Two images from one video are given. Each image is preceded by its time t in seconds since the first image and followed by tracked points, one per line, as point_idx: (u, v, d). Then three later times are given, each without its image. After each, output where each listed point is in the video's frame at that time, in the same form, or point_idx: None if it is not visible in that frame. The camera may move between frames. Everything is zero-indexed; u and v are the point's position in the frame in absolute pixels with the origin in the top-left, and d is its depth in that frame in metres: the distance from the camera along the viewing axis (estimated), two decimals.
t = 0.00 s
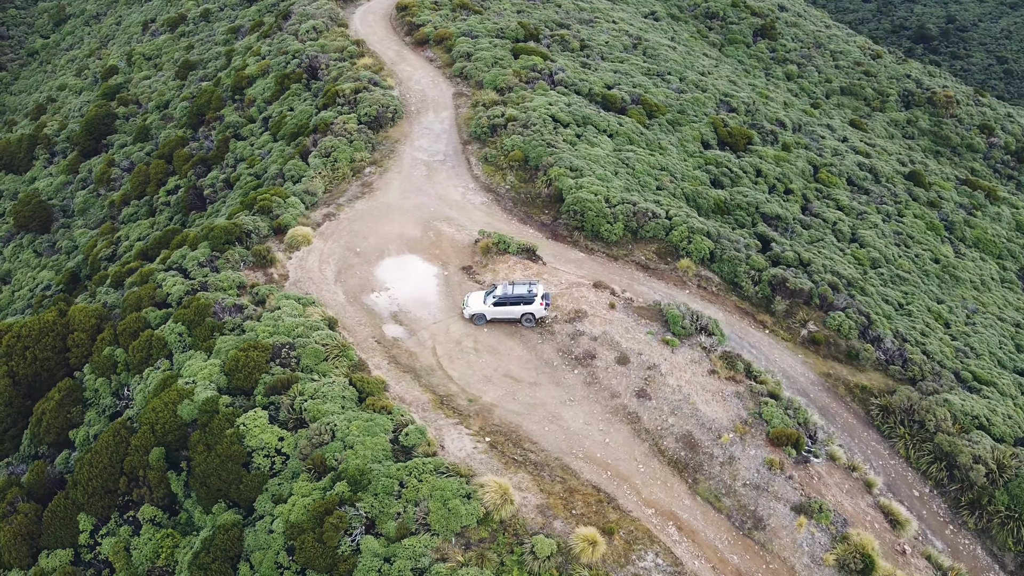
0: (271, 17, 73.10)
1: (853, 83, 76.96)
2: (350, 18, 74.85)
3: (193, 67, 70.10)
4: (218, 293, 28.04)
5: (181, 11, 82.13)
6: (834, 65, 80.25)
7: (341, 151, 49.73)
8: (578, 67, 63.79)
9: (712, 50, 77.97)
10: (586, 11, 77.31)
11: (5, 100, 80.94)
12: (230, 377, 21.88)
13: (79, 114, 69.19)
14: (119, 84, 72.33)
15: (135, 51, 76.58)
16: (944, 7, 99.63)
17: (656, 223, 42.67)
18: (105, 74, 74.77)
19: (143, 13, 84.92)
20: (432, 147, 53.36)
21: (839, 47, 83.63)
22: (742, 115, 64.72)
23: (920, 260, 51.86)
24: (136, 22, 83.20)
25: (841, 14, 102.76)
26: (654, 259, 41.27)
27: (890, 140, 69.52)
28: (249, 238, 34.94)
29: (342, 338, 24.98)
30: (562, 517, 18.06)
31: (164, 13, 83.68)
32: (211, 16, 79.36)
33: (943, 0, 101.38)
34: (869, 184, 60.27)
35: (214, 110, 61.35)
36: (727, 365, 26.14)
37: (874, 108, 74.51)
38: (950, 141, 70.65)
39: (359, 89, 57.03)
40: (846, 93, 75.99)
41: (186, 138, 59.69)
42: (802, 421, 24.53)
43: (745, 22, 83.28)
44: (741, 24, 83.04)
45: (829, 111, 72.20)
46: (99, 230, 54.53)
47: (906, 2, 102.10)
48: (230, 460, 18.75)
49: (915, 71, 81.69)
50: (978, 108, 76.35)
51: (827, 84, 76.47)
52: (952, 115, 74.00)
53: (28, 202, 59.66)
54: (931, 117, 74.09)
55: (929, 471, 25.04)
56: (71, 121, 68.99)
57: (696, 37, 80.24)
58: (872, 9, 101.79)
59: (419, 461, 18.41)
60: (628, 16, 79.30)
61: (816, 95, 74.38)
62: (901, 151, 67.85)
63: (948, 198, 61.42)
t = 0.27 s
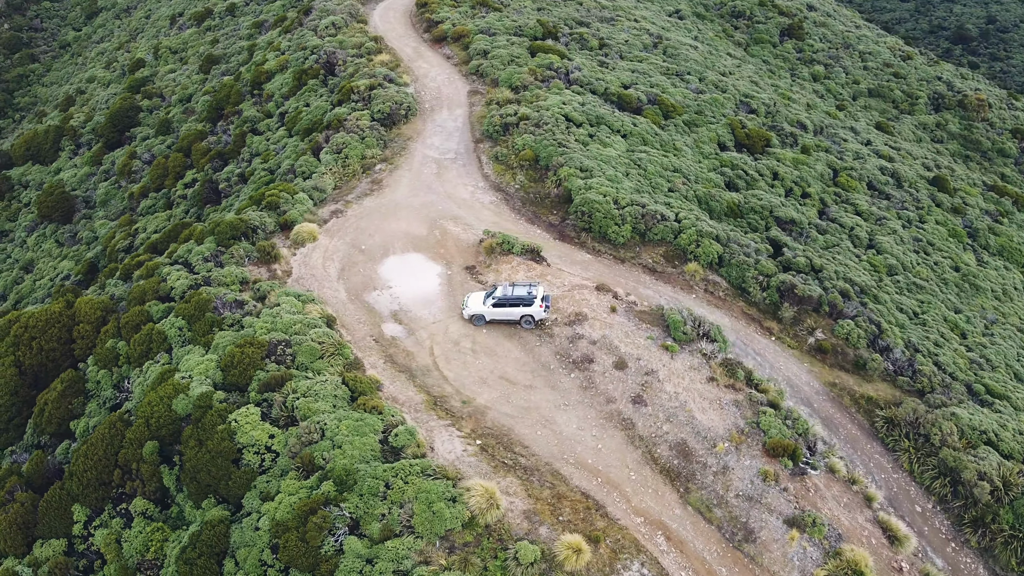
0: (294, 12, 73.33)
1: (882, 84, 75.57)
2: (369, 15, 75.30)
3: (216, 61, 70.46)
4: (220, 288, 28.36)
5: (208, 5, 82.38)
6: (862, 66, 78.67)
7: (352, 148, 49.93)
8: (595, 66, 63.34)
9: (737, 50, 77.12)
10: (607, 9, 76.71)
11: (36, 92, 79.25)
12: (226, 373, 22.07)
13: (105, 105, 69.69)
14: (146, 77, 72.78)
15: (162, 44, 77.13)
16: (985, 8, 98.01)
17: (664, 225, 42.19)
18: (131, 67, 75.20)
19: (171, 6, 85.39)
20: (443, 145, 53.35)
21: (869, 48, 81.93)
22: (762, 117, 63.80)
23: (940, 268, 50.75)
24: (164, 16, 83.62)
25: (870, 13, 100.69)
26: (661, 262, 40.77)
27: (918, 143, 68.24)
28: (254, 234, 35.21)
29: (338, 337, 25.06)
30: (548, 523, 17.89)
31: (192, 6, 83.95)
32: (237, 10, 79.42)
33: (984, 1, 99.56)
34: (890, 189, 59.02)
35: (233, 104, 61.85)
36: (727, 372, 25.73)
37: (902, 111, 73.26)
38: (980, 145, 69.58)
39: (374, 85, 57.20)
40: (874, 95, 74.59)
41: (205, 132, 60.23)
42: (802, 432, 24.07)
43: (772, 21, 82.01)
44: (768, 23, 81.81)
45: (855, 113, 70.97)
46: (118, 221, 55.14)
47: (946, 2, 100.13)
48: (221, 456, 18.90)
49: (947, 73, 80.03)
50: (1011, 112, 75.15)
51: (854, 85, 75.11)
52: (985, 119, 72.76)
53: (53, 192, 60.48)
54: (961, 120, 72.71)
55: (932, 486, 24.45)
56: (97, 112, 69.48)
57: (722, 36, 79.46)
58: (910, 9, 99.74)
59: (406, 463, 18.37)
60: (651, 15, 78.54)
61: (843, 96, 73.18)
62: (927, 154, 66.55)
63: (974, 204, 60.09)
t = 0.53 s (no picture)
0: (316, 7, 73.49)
1: (911, 87, 74.34)
2: (390, 11, 75.59)
3: (239, 55, 70.74)
4: (222, 283, 28.75)
5: None
6: (893, 67, 77.42)
7: (363, 145, 50.15)
8: (613, 64, 62.85)
9: (762, 49, 76.08)
10: (630, 7, 76.06)
11: (68, 84, 79.38)
12: (221, 368, 22.27)
13: (131, 97, 70.24)
14: (172, 70, 73.34)
15: (188, 38, 77.56)
16: None
17: (672, 228, 41.64)
18: (158, 60, 75.75)
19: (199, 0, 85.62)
20: (455, 143, 53.31)
21: (898, 49, 80.55)
22: (782, 119, 62.82)
23: (959, 276, 49.65)
24: (192, 10, 83.96)
25: (900, 13, 98.66)
26: (667, 265, 40.29)
27: (946, 147, 67.01)
28: (260, 230, 35.89)
29: (335, 334, 25.17)
30: (534, 529, 17.76)
31: None
32: (263, 5, 79.04)
33: None
34: (911, 195, 57.79)
35: (251, 99, 62.35)
36: (727, 380, 25.30)
37: (931, 114, 72.02)
38: (1012, 150, 68.33)
39: (389, 82, 57.38)
40: (903, 97, 73.25)
41: (223, 126, 60.67)
42: (800, 443, 23.57)
43: (800, 21, 80.72)
44: (796, 22, 80.53)
45: (882, 116, 69.82)
46: (135, 213, 55.59)
47: (987, 2, 97.89)
48: (211, 451, 19.05)
49: (980, 76, 78.55)
50: None
51: (882, 87, 73.91)
52: (1017, 123, 71.43)
53: (76, 183, 61.07)
54: (993, 124, 71.32)
55: (935, 502, 23.88)
56: (123, 104, 69.89)
57: (747, 35, 78.43)
58: (949, 9, 97.57)
59: (393, 464, 18.34)
60: (674, 13, 77.71)
61: (871, 98, 71.97)
62: (955, 158, 65.40)
63: (999, 212, 58.82)
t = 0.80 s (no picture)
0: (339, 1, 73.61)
1: (942, 89, 73.34)
2: (410, 6, 75.74)
3: (263, 49, 70.98)
4: (225, 279, 29.19)
5: None
6: (924, 69, 76.27)
7: (375, 141, 50.32)
8: (631, 63, 62.31)
9: (789, 49, 75.04)
10: (652, 5, 75.30)
11: (99, 75, 79.43)
12: (218, 364, 22.50)
13: (157, 88, 70.66)
14: (198, 63, 73.63)
15: (215, 31, 77.80)
16: None
17: (681, 231, 41.08)
18: (186, 53, 76.19)
19: None
20: (467, 141, 53.24)
21: (930, 50, 79.18)
22: (803, 121, 61.81)
23: (979, 286, 48.66)
24: (220, 2, 83.94)
25: (931, 11, 96.66)
26: (675, 269, 39.72)
27: (975, 152, 66.25)
28: (266, 225, 36.33)
29: (332, 332, 25.29)
30: (519, 535, 17.62)
31: None
32: None
33: None
34: (934, 201, 56.59)
35: (271, 93, 62.74)
36: (725, 388, 24.89)
37: (961, 117, 71.20)
38: None
39: (404, 79, 57.51)
40: (932, 99, 72.39)
41: (242, 120, 61.03)
42: (799, 454, 23.05)
43: (829, 21, 79.35)
44: (825, 22, 79.18)
45: (910, 119, 68.88)
46: (154, 204, 56.00)
47: None
48: (202, 447, 19.24)
49: (1014, 80, 77.60)
50: None
51: (912, 89, 72.88)
52: None
53: (99, 173, 61.40)
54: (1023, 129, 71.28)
55: (937, 519, 23.38)
56: (149, 96, 70.13)
57: (773, 34, 77.28)
58: (992, 8, 95.30)
59: (380, 465, 18.34)
60: (698, 11, 76.79)
61: (899, 101, 70.98)
62: (983, 163, 64.74)
63: None
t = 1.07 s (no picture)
0: None
1: (975, 93, 71.71)
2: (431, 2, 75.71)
3: (287, 43, 71.19)
4: (229, 274, 29.67)
5: None
6: (957, 71, 74.55)
7: (388, 138, 50.45)
8: (650, 62, 61.69)
9: (817, 49, 73.80)
10: (675, 3, 74.37)
11: (130, 67, 78.95)
12: (215, 359, 22.78)
13: (183, 80, 70.73)
14: (224, 56, 73.74)
15: (241, 25, 77.86)
16: None
17: (690, 234, 40.46)
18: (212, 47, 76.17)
19: None
20: (480, 139, 53.15)
21: (964, 52, 77.37)
22: (825, 123, 60.66)
23: (1000, 296, 47.53)
24: None
25: (964, 9, 94.09)
26: (681, 273, 39.07)
27: (1006, 158, 64.78)
28: (273, 220, 37.04)
29: (330, 330, 25.43)
30: (504, 540, 17.51)
31: None
32: None
33: None
34: (958, 208, 55.29)
35: (290, 87, 63.02)
36: (723, 396, 24.44)
37: (994, 121, 69.68)
38: None
39: (420, 75, 57.58)
40: (965, 103, 70.82)
41: (262, 114, 61.27)
42: (796, 466, 22.48)
43: (859, 21, 77.73)
44: (855, 22, 77.57)
45: (940, 122, 67.46)
46: (173, 196, 56.39)
47: None
48: (194, 442, 19.46)
49: None
50: None
51: (943, 92, 71.36)
52: None
53: (124, 164, 61.35)
54: None
55: (939, 537, 22.96)
56: (174, 88, 70.18)
57: (801, 34, 75.99)
58: None
59: (368, 465, 18.36)
60: (723, 9, 75.71)
61: (929, 104, 69.54)
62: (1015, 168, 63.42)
63: None
